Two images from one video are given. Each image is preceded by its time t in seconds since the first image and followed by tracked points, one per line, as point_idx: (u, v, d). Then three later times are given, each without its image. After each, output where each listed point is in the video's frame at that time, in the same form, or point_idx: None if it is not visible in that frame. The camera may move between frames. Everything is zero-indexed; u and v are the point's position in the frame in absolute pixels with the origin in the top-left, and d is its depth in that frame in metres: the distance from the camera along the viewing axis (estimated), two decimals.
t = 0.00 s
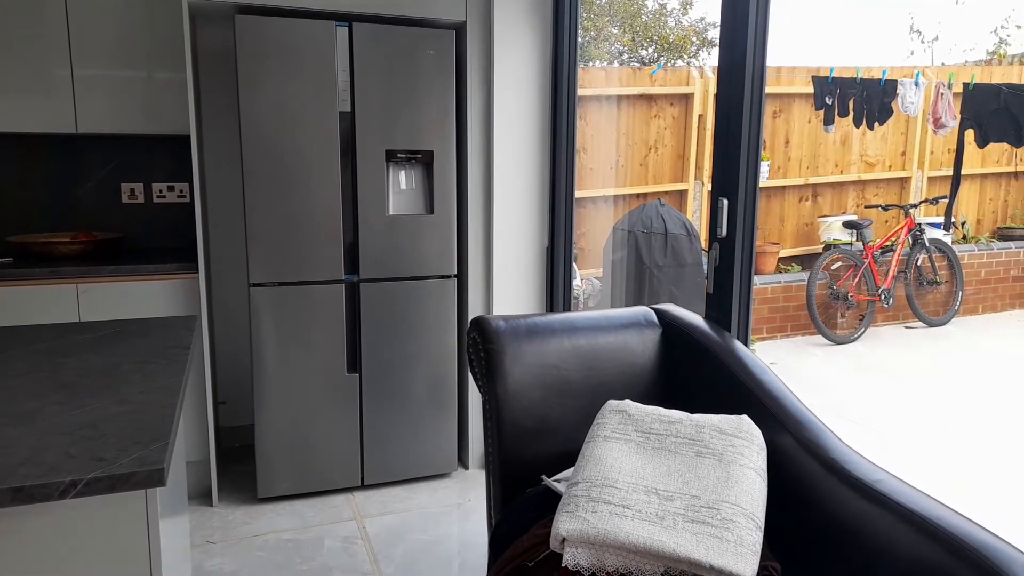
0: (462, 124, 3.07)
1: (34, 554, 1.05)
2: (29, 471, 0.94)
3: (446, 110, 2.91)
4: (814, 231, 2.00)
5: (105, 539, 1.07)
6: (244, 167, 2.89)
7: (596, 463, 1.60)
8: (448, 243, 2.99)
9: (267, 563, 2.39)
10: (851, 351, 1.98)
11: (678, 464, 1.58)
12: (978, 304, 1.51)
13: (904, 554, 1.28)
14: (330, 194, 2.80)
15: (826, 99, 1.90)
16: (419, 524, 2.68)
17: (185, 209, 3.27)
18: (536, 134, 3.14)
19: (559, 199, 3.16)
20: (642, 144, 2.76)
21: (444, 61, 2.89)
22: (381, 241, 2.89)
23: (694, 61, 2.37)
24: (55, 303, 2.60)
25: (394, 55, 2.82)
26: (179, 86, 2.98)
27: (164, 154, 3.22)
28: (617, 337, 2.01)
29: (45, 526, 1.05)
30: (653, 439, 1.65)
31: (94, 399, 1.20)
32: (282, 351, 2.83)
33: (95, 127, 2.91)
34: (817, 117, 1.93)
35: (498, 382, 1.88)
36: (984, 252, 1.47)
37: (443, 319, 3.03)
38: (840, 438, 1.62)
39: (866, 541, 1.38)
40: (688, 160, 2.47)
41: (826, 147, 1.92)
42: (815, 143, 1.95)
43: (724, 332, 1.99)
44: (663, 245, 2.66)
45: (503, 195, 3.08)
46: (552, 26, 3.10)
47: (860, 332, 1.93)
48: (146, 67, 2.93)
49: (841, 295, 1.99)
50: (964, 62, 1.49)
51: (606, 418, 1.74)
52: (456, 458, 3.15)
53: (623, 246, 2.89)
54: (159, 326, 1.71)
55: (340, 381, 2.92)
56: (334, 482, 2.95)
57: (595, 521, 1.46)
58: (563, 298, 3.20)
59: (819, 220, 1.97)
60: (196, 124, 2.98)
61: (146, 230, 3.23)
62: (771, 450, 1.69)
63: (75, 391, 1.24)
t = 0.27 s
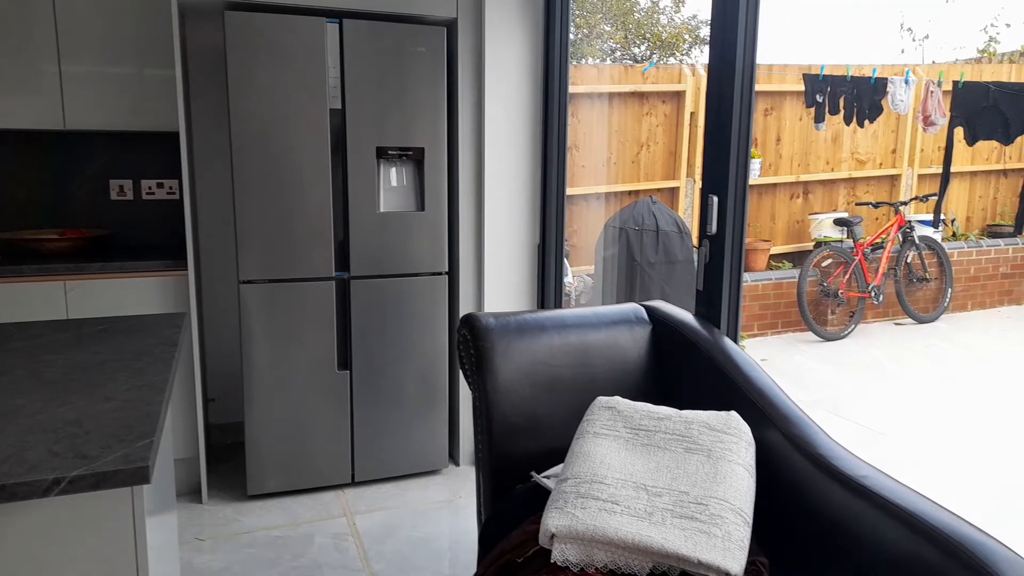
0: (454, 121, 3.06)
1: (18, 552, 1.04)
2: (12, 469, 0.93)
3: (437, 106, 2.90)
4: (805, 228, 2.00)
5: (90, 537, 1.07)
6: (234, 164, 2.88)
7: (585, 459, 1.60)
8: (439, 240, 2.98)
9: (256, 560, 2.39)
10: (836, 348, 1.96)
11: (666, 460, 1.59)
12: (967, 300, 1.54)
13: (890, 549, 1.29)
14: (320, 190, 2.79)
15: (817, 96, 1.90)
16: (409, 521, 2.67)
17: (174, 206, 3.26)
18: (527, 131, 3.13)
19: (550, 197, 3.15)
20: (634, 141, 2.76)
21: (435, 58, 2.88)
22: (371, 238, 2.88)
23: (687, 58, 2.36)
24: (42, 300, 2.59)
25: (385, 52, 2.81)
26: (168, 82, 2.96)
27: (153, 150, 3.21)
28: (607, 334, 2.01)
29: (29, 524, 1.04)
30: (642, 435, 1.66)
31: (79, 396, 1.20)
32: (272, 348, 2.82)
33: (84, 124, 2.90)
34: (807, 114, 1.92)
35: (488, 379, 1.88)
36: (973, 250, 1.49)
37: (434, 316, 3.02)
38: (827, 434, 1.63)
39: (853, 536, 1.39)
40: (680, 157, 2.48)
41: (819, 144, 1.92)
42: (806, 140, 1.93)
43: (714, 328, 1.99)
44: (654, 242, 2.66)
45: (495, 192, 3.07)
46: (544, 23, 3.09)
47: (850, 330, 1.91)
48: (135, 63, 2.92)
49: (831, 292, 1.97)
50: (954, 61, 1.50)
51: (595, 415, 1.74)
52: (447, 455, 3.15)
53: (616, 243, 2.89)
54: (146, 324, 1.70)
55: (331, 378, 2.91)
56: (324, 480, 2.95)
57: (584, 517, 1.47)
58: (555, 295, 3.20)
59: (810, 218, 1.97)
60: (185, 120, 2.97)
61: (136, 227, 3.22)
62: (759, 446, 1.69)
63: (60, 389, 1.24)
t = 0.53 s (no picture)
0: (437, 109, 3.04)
1: None
2: None
3: (421, 94, 2.88)
4: (790, 216, 2.24)
5: (66, 528, 1.05)
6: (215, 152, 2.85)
7: (568, 447, 1.61)
8: (423, 229, 2.97)
9: (239, 550, 2.38)
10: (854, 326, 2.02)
11: (648, 447, 1.59)
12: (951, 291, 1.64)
13: (867, 533, 1.31)
14: (302, 179, 2.76)
15: (801, 85, 2.12)
16: (394, 510, 2.68)
17: (155, 194, 3.22)
18: (512, 120, 3.10)
19: (535, 187, 3.12)
20: (620, 130, 2.77)
21: (419, 45, 2.86)
22: (355, 226, 2.86)
23: (675, 47, 2.32)
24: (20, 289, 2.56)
25: (368, 39, 2.78)
26: (147, 69, 2.92)
27: (133, 138, 3.16)
28: (590, 322, 2.02)
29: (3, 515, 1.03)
30: (624, 423, 1.66)
31: (54, 385, 1.19)
32: (254, 337, 2.80)
33: (61, 110, 2.85)
34: (792, 103, 2.15)
35: (471, 367, 1.88)
36: (954, 237, 1.75)
37: (418, 306, 3.01)
38: (807, 421, 1.64)
39: (832, 520, 1.40)
40: (666, 146, 2.47)
41: (801, 133, 2.17)
42: (791, 130, 2.18)
43: (696, 316, 2.00)
44: (639, 231, 2.68)
45: (479, 181, 3.06)
46: (528, 10, 3.05)
47: (833, 317, 2.44)
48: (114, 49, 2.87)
49: (815, 280, 2.43)
50: (942, 49, 1.74)
51: (577, 402, 1.74)
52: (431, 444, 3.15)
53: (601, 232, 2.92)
54: (124, 312, 1.68)
55: (314, 368, 2.90)
56: (308, 469, 2.94)
57: (566, 504, 1.47)
58: (539, 285, 3.20)
59: (795, 206, 2.23)
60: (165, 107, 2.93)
61: (115, 215, 3.18)
62: (740, 434, 1.70)
63: (34, 378, 1.22)
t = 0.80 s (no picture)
0: (424, 99, 3.03)
1: None
2: None
3: (408, 85, 2.86)
4: (776, 206, 2.31)
5: (48, 522, 1.04)
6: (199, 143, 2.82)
7: (555, 437, 1.61)
8: (410, 220, 2.95)
9: (226, 543, 2.37)
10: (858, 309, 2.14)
11: (635, 436, 1.60)
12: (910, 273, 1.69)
13: (851, 520, 1.32)
14: (287, 170, 2.74)
15: (787, 76, 2.15)
16: (382, 501, 2.68)
17: (138, 185, 3.18)
18: (499, 111, 3.08)
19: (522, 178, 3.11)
20: (608, 121, 2.79)
21: (405, 35, 2.83)
22: (341, 218, 2.85)
23: (663, 38, 2.30)
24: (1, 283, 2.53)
25: (354, 29, 2.76)
26: (129, 59, 2.88)
27: (115, 129, 3.13)
28: (577, 313, 2.02)
29: None
30: (611, 413, 1.66)
31: (35, 379, 1.17)
32: (240, 330, 2.79)
33: (42, 101, 2.81)
34: (777, 94, 2.19)
35: (458, 359, 1.87)
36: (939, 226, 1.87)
37: (406, 297, 3.00)
38: (792, 409, 1.65)
39: (817, 508, 1.41)
40: (654, 136, 2.47)
41: (789, 123, 2.21)
42: (778, 121, 2.21)
43: (683, 306, 2.01)
44: (627, 222, 2.69)
45: (466, 172, 3.05)
46: None
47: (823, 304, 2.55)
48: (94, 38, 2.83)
49: (801, 270, 2.53)
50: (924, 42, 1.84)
51: (565, 393, 1.75)
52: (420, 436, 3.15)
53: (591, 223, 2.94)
54: (107, 305, 1.66)
55: (301, 360, 2.88)
56: (296, 462, 2.93)
57: (553, 494, 1.47)
58: (527, 276, 3.19)
59: (782, 197, 2.30)
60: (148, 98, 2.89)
61: (98, 208, 3.14)
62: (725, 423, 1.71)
63: (14, 371, 1.21)
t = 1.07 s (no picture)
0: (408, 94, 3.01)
1: None
2: None
3: (392, 79, 2.84)
4: (760, 200, 2.34)
5: (29, 523, 1.02)
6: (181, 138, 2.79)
7: (540, 432, 1.61)
8: (394, 215, 2.94)
9: (211, 541, 2.36)
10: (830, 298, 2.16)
11: (620, 430, 1.60)
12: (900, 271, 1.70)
13: (834, 511, 1.33)
14: (270, 165, 2.72)
15: (772, 69, 2.16)
16: (369, 498, 2.67)
17: (119, 181, 3.15)
18: (484, 105, 3.07)
19: (507, 173, 3.10)
20: (594, 114, 2.79)
21: (388, 29, 2.81)
22: (325, 214, 2.83)
23: (647, 31, 2.31)
24: None
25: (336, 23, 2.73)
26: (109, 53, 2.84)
27: (95, 124, 3.09)
28: (562, 307, 2.02)
29: None
30: (596, 407, 1.67)
31: (13, 378, 1.16)
32: (224, 327, 2.76)
33: (19, 96, 2.77)
34: (762, 87, 2.19)
35: (443, 354, 1.86)
36: (925, 219, 1.86)
37: (391, 293, 2.99)
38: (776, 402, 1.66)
39: (801, 499, 1.42)
40: (639, 130, 2.46)
41: (773, 116, 2.21)
42: (763, 115, 2.21)
43: (668, 300, 2.01)
44: (613, 216, 2.69)
45: (451, 166, 3.04)
46: None
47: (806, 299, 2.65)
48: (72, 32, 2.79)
49: (785, 263, 2.64)
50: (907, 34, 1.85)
51: (550, 387, 1.74)
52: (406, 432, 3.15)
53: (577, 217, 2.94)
54: (87, 303, 1.64)
55: (286, 357, 2.87)
56: (281, 459, 2.92)
57: (539, 489, 1.47)
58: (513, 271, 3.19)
59: (766, 190, 2.33)
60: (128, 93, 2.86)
61: (79, 204, 3.10)
62: (709, 416, 1.72)
63: None
